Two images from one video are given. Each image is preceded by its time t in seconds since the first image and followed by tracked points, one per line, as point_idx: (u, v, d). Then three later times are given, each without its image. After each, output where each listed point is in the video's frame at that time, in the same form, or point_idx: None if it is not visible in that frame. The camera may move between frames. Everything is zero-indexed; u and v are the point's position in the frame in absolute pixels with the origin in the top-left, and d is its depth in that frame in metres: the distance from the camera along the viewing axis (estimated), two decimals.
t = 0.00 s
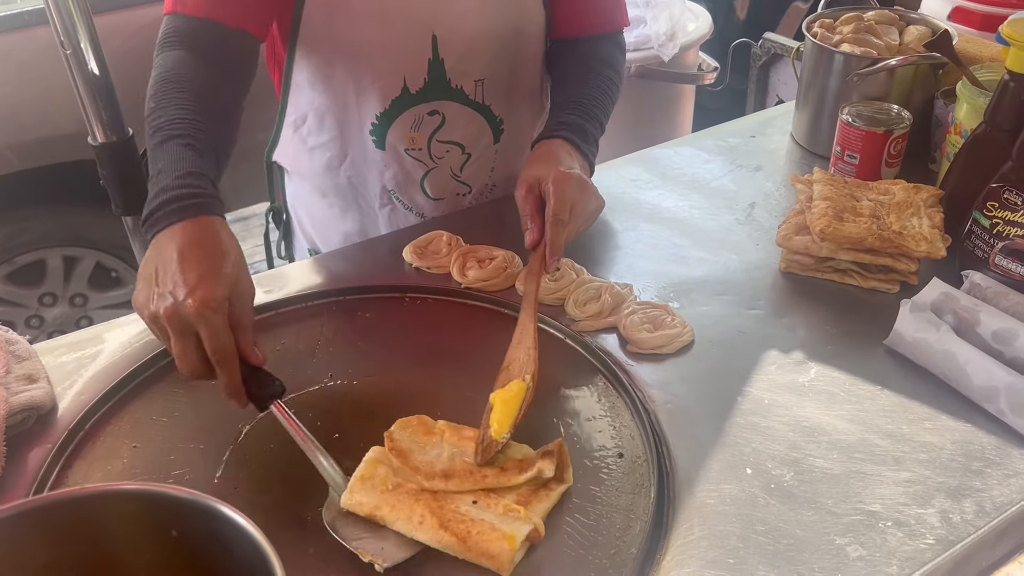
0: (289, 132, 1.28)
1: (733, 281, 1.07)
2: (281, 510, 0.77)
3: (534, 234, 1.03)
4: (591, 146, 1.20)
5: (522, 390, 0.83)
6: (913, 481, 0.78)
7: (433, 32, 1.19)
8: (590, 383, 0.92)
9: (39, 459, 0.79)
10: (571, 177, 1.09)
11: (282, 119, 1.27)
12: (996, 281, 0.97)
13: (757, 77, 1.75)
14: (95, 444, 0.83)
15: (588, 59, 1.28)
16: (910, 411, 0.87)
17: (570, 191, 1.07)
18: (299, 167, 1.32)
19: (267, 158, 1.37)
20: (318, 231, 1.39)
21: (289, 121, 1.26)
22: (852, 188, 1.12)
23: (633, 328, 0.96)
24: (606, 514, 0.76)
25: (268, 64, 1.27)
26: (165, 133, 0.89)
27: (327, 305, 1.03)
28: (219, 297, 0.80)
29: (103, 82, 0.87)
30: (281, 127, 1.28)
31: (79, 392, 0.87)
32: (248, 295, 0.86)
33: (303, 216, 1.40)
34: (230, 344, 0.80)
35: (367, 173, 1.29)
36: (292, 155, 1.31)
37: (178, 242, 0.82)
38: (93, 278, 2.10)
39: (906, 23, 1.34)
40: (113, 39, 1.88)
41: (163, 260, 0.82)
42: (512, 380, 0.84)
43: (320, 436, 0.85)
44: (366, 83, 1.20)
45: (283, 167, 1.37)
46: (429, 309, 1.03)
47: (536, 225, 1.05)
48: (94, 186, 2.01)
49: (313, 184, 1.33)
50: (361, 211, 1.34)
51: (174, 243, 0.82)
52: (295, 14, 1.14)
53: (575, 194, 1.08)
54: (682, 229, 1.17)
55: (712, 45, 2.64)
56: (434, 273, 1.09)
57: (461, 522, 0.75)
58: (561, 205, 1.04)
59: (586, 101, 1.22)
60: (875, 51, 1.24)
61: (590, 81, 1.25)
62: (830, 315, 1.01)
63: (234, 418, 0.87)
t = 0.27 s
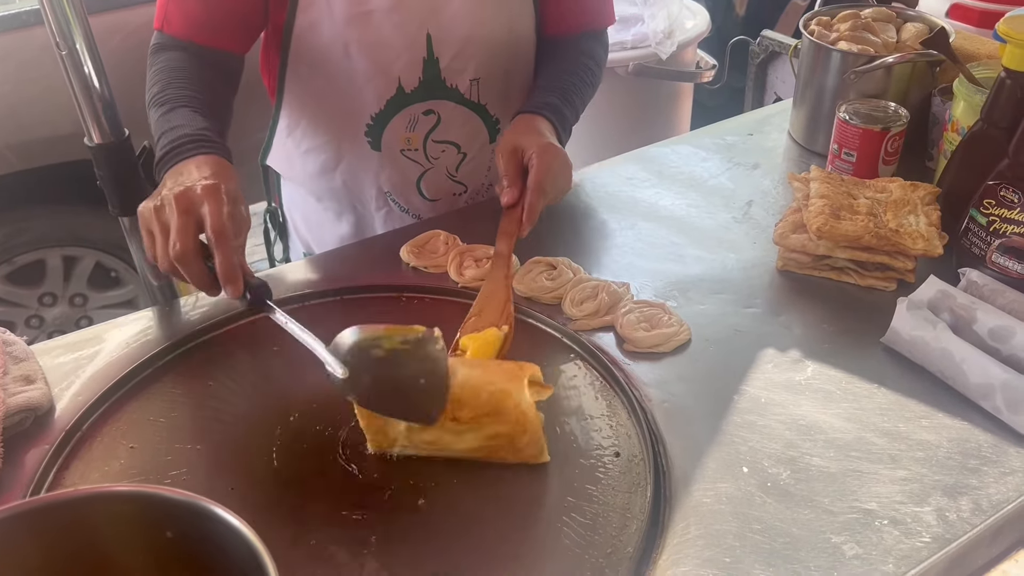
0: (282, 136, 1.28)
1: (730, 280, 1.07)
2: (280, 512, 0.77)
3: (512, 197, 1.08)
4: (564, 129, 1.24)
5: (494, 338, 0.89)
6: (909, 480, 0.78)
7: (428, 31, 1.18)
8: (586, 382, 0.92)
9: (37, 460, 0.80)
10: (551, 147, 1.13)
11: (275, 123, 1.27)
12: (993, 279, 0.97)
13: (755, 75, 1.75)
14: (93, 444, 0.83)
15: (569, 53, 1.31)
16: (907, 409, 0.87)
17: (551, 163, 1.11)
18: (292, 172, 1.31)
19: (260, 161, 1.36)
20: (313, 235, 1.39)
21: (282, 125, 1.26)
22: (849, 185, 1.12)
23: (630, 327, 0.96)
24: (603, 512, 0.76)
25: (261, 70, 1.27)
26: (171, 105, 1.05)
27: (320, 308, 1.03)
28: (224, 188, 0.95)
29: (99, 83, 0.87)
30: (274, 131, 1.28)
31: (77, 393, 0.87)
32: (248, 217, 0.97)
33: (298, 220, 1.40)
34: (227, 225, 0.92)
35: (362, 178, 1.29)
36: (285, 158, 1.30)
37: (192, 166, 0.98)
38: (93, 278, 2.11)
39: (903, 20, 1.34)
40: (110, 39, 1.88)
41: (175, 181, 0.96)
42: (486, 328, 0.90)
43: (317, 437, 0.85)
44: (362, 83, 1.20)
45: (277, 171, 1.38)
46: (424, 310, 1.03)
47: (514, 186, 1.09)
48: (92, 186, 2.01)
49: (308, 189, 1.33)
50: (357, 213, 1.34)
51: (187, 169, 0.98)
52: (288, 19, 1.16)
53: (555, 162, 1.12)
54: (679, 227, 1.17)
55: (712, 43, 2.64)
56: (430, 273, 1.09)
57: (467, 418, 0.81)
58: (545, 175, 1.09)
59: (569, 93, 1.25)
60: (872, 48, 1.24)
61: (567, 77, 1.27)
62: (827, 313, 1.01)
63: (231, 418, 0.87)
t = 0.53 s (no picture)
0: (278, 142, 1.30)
1: (730, 277, 1.07)
2: (280, 511, 0.77)
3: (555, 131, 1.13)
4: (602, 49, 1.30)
5: (535, 283, 0.96)
6: (910, 477, 0.78)
7: (426, 29, 1.18)
8: (586, 380, 0.92)
9: (36, 460, 0.80)
10: (592, 82, 1.18)
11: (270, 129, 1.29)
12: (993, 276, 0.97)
13: (755, 72, 1.75)
14: (93, 443, 0.83)
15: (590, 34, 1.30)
16: (907, 406, 0.87)
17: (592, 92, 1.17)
18: (288, 175, 1.34)
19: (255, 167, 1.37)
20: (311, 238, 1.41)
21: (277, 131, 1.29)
22: (849, 182, 1.12)
23: (629, 325, 0.96)
24: (603, 510, 0.76)
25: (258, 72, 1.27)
26: (194, 81, 1.10)
27: (318, 308, 1.03)
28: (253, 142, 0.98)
29: (97, 83, 0.87)
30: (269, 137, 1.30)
31: (76, 393, 0.87)
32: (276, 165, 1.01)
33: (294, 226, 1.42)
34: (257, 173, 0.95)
35: (358, 181, 1.30)
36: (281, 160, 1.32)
37: (223, 124, 1.01)
38: (93, 278, 2.11)
39: (903, 17, 1.33)
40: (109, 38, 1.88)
41: (210, 139, 1.00)
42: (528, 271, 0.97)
43: (317, 436, 0.85)
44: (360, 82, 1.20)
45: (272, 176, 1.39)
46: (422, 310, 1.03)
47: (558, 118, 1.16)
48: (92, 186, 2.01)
49: (304, 193, 1.35)
50: (354, 216, 1.35)
51: (219, 126, 1.01)
52: (283, 20, 1.16)
53: (590, 94, 1.17)
54: (679, 225, 1.17)
55: (712, 40, 2.64)
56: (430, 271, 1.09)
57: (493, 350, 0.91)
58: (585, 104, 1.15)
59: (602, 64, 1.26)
60: (872, 45, 1.24)
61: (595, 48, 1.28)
62: (827, 310, 1.01)
63: (231, 418, 0.87)
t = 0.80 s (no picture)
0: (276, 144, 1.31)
1: (731, 275, 1.06)
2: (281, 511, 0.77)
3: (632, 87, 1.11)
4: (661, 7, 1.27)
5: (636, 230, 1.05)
6: (913, 474, 0.78)
7: (422, 27, 1.18)
8: (587, 378, 0.92)
9: (37, 459, 0.80)
10: (663, 31, 1.16)
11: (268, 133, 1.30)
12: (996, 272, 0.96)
13: (756, 69, 1.75)
14: (94, 443, 0.83)
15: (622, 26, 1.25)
16: (909, 403, 0.86)
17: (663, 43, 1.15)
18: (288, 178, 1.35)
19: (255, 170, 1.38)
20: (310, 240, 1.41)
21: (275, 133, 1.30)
22: (851, 179, 1.12)
23: (631, 323, 0.96)
24: (605, 508, 0.76)
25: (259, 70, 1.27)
26: (220, 74, 1.14)
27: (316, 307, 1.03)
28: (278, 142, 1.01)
29: (97, 82, 0.87)
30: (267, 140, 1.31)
31: (77, 392, 0.87)
32: (303, 164, 1.04)
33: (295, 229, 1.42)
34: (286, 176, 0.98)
35: (358, 181, 1.30)
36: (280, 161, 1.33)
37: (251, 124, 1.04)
38: (94, 278, 2.10)
39: (905, 13, 1.33)
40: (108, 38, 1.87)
41: (238, 136, 1.02)
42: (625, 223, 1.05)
43: (317, 435, 0.85)
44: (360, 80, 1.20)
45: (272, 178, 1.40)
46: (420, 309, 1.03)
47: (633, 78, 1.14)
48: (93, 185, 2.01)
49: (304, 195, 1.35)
50: (353, 217, 1.35)
51: (247, 125, 1.04)
52: (282, 18, 1.16)
53: (667, 47, 1.15)
54: (680, 223, 1.17)
55: (712, 37, 2.63)
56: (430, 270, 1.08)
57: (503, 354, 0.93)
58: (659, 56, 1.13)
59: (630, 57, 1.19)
60: (874, 41, 1.23)
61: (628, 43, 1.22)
62: (829, 307, 1.00)
63: (232, 417, 0.87)
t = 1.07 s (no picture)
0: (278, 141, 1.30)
1: (732, 273, 1.06)
2: (281, 510, 0.76)
3: (604, 219, 1.04)
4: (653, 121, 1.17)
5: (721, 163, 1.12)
6: (913, 472, 0.78)
7: (428, 22, 1.17)
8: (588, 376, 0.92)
9: (37, 458, 0.80)
10: (630, 151, 1.06)
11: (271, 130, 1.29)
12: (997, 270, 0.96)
13: (757, 66, 1.74)
14: (93, 442, 0.83)
15: (632, 38, 1.25)
16: (910, 401, 0.86)
17: (635, 170, 1.05)
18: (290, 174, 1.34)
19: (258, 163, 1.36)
20: (313, 236, 1.41)
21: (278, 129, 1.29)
22: (851, 176, 1.11)
23: (631, 321, 0.96)
24: (605, 506, 0.76)
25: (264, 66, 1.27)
26: (219, 78, 1.15)
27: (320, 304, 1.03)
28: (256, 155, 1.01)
29: (96, 82, 0.87)
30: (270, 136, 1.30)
31: (76, 391, 0.87)
32: (281, 177, 1.05)
33: (298, 223, 1.42)
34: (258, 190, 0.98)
35: (361, 177, 1.30)
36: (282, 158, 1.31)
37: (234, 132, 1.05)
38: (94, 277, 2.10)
39: (905, 10, 1.33)
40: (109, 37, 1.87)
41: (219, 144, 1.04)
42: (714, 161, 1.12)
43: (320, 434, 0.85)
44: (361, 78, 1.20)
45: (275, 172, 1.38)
46: (423, 307, 1.03)
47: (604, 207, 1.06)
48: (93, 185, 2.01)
49: (306, 190, 1.35)
50: (355, 213, 1.34)
51: (230, 134, 1.05)
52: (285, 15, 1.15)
53: (637, 170, 1.06)
54: (680, 220, 1.17)
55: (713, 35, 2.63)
56: (430, 268, 1.08)
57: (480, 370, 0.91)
58: (625, 185, 1.03)
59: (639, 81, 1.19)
60: (874, 38, 1.23)
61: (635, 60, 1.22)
62: (829, 305, 1.00)
63: (232, 416, 0.87)
